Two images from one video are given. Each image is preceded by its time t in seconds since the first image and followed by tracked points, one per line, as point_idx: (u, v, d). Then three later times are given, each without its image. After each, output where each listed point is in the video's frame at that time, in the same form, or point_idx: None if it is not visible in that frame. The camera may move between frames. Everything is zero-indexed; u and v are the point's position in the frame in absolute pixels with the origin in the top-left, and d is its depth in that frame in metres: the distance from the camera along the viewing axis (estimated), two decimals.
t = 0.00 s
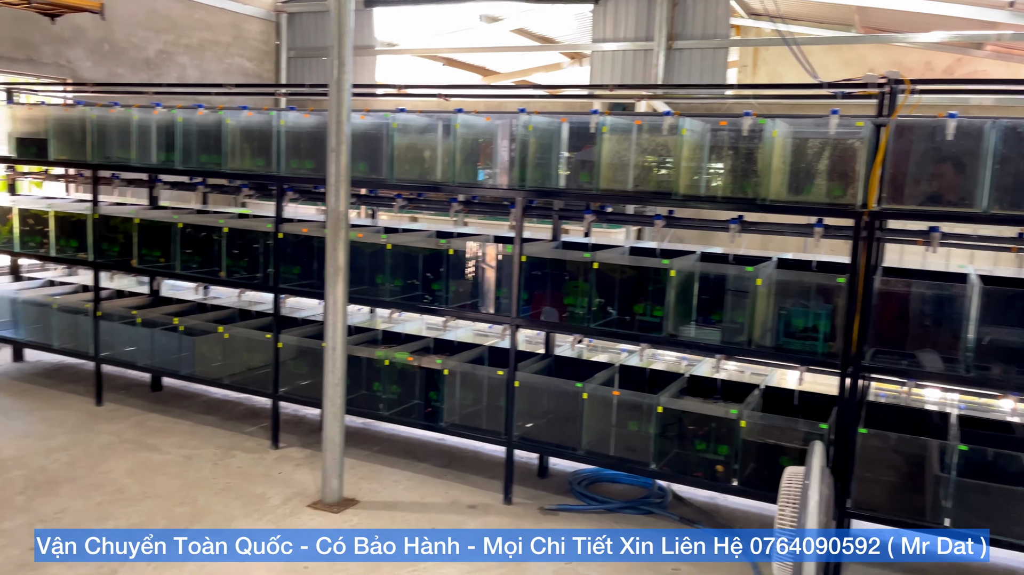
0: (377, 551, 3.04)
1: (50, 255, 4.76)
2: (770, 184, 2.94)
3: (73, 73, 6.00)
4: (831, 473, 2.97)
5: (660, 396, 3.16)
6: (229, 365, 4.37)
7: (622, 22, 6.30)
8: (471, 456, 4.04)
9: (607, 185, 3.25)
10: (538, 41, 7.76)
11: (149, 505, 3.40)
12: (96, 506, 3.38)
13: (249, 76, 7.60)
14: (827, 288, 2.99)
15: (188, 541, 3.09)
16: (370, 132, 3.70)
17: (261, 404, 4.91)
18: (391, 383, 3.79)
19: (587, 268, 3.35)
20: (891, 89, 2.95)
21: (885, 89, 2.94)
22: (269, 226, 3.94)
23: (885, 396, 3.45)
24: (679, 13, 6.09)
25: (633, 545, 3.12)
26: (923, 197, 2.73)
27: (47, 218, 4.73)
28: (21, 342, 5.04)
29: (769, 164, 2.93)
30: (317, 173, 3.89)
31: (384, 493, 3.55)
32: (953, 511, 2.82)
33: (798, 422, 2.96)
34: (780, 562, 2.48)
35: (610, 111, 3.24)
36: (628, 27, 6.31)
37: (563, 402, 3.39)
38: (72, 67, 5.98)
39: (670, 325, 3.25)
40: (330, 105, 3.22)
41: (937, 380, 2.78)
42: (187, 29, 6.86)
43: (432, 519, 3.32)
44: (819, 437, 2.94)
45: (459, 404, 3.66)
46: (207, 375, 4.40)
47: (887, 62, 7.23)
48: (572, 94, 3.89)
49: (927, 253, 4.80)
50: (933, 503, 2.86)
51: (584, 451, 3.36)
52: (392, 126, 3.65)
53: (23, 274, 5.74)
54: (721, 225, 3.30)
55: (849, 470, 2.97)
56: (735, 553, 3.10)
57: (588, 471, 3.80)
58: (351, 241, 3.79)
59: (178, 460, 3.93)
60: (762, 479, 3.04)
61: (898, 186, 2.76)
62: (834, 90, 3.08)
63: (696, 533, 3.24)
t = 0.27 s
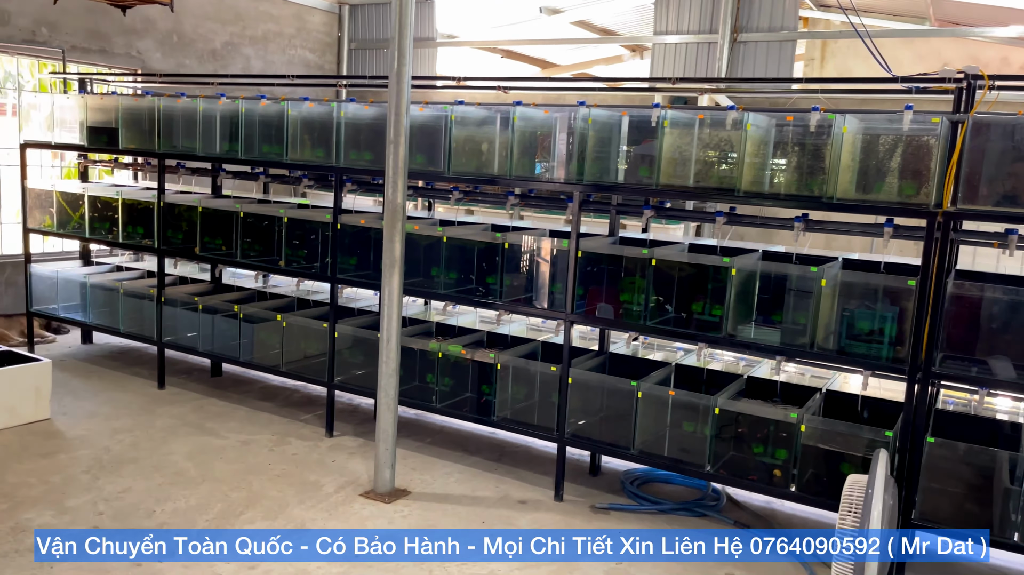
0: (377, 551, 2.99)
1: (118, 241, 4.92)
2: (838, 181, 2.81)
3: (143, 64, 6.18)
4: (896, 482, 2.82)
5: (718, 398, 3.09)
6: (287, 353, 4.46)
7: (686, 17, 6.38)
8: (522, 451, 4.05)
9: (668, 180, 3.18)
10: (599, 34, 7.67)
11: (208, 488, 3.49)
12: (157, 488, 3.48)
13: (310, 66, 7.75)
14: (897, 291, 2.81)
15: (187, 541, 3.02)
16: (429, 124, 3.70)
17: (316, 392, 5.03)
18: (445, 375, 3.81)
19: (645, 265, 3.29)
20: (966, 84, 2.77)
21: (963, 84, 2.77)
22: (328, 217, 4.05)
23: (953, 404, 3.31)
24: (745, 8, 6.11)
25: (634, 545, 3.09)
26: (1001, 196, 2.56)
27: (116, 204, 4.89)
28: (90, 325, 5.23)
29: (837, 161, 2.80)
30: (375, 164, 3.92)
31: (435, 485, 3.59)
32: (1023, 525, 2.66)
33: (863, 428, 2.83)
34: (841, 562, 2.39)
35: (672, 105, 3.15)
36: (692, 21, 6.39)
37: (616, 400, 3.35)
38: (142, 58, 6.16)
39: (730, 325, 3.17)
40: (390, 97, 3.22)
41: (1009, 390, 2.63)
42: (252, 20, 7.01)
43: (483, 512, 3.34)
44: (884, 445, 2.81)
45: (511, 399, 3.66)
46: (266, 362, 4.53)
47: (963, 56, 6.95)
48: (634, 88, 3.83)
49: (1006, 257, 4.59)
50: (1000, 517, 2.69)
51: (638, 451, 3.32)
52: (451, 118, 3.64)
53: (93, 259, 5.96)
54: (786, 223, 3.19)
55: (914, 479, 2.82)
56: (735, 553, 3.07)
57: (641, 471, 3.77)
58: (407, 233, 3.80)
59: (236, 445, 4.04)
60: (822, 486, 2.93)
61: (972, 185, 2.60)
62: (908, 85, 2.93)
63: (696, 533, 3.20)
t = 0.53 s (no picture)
0: (377, 551, 2.93)
1: (136, 232, 4.92)
2: (869, 173, 2.72)
3: (161, 55, 6.18)
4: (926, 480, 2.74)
5: (743, 394, 3.04)
6: (306, 345, 4.44)
7: (708, 6, 6.32)
8: (542, 445, 4.03)
9: (695, 172, 3.10)
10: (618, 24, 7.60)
11: (227, 481, 3.48)
12: (176, 480, 3.47)
13: (328, 57, 7.74)
14: (929, 285, 2.71)
15: (187, 541, 2.96)
16: (451, 115, 3.67)
17: (334, 385, 5.04)
18: (465, 369, 3.77)
19: (670, 259, 3.23)
20: (1004, 73, 2.61)
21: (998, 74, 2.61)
22: (347, 209, 4.04)
23: (980, 401, 3.24)
24: None
25: (632, 545, 3.02)
26: None
27: (134, 196, 4.89)
28: (109, 316, 5.24)
29: (869, 153, 2.71)
30: (395, 155, 3.89)
31: (455, 480, 3.57)
32: None
33: (893, 425, 2.76)
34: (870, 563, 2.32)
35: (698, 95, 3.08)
36: (714, 10, 6.31)
37: (639, 395, 3.31)
38: (159, 48, 6.15)
39: (757, 320, 3.11)
40: (411, 88, 3.17)
41: None
42: (270, 11, 6.99)
43: (503, 507, 3.32)
44: (914, 443, 2.74)
45: (531, 393, 3.63)
46: (283, 353, 4.52)
47: (991, 47, 6.82)
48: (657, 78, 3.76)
49: None
50: None
51: (661, 447, 3.28)
52: (472, 108, 3.60)
53: (112, 250, 5.98)
54: (815, 216, 3.11)
55: (945, 478, 2.73)
56: (735, 553, 2.99)
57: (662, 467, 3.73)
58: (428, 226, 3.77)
59: (255, 437, 4.04)
60: (849, 484, 2.87)
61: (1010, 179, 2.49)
62: (942, 75, 2.83)
63: (696, 533, 3.13)
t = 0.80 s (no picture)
0: (377, 551, 2.92)
1: (120, 238, 4.81)
2: (873, 161, 2.68)
3: (138, 56, 6.04)
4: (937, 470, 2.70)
5: (748, 387, 3.01)
6: (298, 349, 4.36)
7: None
8: (543, 444, 3.98)
9: (695, 164, 3.05)
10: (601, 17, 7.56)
11: (223, 492, 3.40)
12: (171, 492, 3.39)
13: (309, 56, 7.62)
14: (938, 274, 2.68)
15: (187, 541, 2.97)
16: (443, 111, 3.59)
17: (327, 389, 4.96)
18: (463, 369, 3.72)
19: (672, 253, 3.19)
20: (1005, 58, 2.55)
21: (999, 59, 2.56)
22: (338, 209, 3.96)
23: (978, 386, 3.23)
24: None
25: (633, 545, 2.98)
26: None
27: (117, 201, 4.78)
28: (94, 325, 5.12)
29: (873, 141, 2.67)
30: (384, 153, 3.81)
31: (456, 483, 3.50)
32: None
33: (902, 415, 2.73)
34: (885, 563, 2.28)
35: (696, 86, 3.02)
36: (699, 2, 6.28)
37: (644, 391, 3.27)
38: (137, 50, 6.02)
39: (760, 313, 3.07)
40: (404, 85, 3.10)
41: None
42: (249, 10, 6.87)
43: (508, 510, 3.26)
44: (924, 433, 2.71)
45: (532, 392, 3.58)
46: (275, 358, 4.44)
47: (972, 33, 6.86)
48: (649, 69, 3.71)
49: None
50: None
51: (666, 443, 3.23)
52: (464, 104, 3.53)
53: (94, 257, 5.85)
54: (817, 206, 3.07)
55: (956, 467, 2.69)
56: (735, 553, 2.94)
57: (665, 463, 3.69)
58: (422, 225, 3.71)
59: (249, 445, 3.95)
60: (859, 476, 2.84)
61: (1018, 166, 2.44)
62: (938, 59, 2.78)
63: (696, 533, 3.08)
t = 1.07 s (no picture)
0: (377, 551, 2.95)
1: (83, 253, 4.63)
2: (861, 155, 2.66)
3: (94, 64, 5.83)
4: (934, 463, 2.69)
5: (741, 386, 2.99)
6: (275, 362, 4.23)
7: None
8: (530, 450, 3.92)
9: (680, 162, 3.01)
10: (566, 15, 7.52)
11: (204, 515, 3.27)
12: (150, 517, 3.25)
13: (271, 60, 7.44)
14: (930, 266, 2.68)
15: (187, 541, 3.06)
16: (420, 114, 3.51)
17: (305, 401, 4.83)
18: (448, 377, 3.64)
19: (660, 253, 3.14)
20: (988, 49, 2.54)
21: (981, 49, 2.56)
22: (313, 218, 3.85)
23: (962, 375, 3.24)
24: None
25: (633, 545, 2.96)
26: None
27: (78, 215, 4.59)
28: (57, 344, 4.92)
29: (860, 134, 2.66)
30: (359, 159, 3.72)
31: (447, 495, 3.43)
32: None
33: (896, 409, 2.74)
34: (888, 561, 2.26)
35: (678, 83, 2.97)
36: None
37: (636, 394, 3.23)
38: (93, 58, 5.81)
39: (751, 311, 3.04)
40: (380, 88, 3.01)
41: None
42: (207, 14, 6.68)
43: (502, 521, 3.19)
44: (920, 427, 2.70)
45: (519, 398, 3.52)
46: (251, 372, 4.31)
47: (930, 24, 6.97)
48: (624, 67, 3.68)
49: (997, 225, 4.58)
50: None
51: (659, 445, 3.20)
52: (441, 106, 3.44)
53: (54, 274, 5.63)
54: (804, 202, 3.04)
55: (952, 459, 2.68)
56: (736, 553, 2.91)
57: (657, 465, 3.65)
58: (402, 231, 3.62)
59: (229, 464, 3.82)
60: (856, 472, 2.82)
61: (1009, 154, 2.45)
62: (918, 52, 2.75)
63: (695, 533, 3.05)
